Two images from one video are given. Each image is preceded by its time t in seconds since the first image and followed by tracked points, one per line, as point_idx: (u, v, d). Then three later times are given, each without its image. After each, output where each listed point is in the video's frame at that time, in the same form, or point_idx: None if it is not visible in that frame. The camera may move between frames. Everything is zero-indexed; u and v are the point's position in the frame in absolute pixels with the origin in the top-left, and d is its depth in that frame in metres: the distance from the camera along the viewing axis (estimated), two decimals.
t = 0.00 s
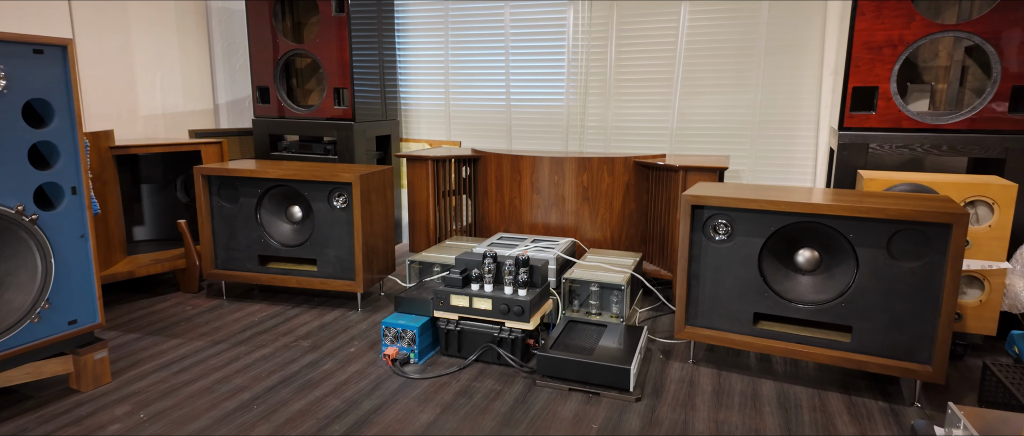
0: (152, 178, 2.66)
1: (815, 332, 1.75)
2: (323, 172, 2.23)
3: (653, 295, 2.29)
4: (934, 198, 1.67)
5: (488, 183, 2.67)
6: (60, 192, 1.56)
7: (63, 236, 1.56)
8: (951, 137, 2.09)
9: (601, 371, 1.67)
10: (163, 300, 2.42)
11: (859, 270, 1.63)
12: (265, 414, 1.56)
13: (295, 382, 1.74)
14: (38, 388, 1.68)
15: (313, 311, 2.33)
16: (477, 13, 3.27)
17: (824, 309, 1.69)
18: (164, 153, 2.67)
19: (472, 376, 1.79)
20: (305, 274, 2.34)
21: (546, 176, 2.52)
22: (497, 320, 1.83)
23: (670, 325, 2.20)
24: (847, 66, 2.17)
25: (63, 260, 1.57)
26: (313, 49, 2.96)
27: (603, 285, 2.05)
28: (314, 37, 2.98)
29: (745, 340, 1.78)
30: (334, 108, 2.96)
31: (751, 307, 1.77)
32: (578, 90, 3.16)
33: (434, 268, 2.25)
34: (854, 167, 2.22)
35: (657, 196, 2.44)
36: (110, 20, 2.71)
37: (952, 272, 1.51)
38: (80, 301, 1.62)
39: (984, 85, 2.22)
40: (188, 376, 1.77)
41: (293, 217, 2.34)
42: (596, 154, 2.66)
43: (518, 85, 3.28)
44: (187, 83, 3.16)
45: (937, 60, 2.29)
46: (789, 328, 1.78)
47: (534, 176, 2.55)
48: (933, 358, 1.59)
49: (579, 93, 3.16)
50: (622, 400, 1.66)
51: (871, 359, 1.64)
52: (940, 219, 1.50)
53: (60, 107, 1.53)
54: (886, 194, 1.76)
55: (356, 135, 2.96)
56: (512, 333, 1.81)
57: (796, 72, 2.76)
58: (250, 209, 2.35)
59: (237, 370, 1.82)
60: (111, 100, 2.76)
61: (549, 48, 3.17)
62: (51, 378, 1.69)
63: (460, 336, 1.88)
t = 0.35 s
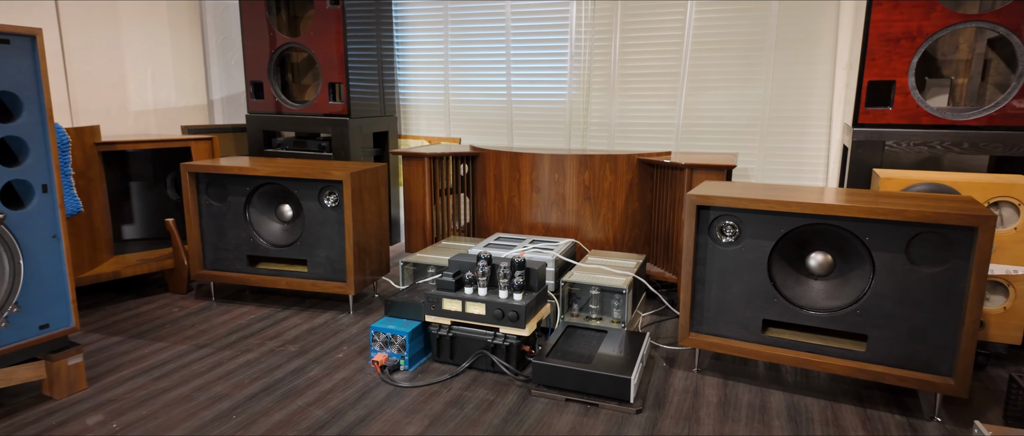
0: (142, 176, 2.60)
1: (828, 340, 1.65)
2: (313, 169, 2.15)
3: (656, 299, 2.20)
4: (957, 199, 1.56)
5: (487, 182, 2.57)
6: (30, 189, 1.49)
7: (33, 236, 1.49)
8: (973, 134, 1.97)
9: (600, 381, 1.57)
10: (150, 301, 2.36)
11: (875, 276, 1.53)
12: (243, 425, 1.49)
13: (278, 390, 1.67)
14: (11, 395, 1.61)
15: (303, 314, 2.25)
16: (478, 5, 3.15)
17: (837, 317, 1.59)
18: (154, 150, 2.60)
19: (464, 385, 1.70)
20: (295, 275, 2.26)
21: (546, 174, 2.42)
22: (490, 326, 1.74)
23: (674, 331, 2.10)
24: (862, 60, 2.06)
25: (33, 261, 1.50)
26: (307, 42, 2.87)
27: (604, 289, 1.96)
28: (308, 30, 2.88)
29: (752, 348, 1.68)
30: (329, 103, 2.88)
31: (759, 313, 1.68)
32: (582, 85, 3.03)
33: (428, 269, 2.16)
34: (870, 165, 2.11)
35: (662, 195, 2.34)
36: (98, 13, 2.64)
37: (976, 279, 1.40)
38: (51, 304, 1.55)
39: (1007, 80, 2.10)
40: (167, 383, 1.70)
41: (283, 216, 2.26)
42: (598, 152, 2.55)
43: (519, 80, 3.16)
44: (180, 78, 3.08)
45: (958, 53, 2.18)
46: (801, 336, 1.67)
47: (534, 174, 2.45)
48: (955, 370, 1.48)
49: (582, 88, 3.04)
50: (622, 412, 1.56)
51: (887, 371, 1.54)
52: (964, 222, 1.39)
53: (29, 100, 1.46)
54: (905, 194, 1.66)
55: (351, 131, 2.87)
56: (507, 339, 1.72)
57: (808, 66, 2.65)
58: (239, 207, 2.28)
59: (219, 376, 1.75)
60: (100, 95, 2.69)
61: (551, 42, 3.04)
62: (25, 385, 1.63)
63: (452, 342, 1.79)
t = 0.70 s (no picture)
0: (123, 173, 2.49)
1: (843, 349, 1.55)
2: (298, 166, 2.05)
3: (659, 302, 2.09)
4: (983, 199, 1.46)
5: (483, 179, 2.46)
6: None
7: None
8: (997, 130, 1.86)
9: (600, 394, 1.48)
10: (131, 304, 2.26)
11: (896, 282, 1.42)
12: None
13: (257, 402, 1.57)
14: None
15: (289, 318, 2.15)
16: None
17: (853, 326, 1.48)
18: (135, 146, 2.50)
19: (456, 397, 1.60)
20: (281, 278, 2.16)
21: (544, 171, 2.32)
22: (484, 335, 1.63)
23: (677, 336, 2.00)
24: (878, 51, 1.94)
25: None
26: (296, 33, 2.75)
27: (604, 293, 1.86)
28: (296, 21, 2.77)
29: (762, 358, 1.58)
30: (318, 97, 2.76)
31: (769, 321, 1.57)
32: (582, 78, 2.92)
33: (420, 272, 2.06)
34: (885, 163, 2.00)
35: (665, 194, 2.23)
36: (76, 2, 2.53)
37: (1007, 288, 1.29)
38: (12, 311, 1.45)
39: None
40: (140, 394, 1.60)
41: (268, 215, 2.15)
42: (599, 148, 2.44)
43: (517, 74, 3.04)
44: (164, 71, 2.97)
45: (976, 45, 2.05)
46: (814, 346, 1.57)
47: (531, 171, 2.34)
48: (981, 385, 1.37)
49: (583, 81, 2.92)
50: (623, 428, 1.47)
51: (907, 384, 1.44)
52: (994, 225, 1.28)
53: None
54: (927, 194, 1.55)
55: (342, 126, 2.76)
56: (501, 348, 1.62)
57: (819, 58, 2.53)
58: (222, 206, 2.17)
59: (196, 387, 1.65)
60: (79, 88, 2.59)
61: (550, 33, 2.92)
62: None
63: (443, 351, 1.69)
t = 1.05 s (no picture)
0: (95, 169, 2.38)
1: (849, 356, 1.46)
2: (275, 162, 1.94)
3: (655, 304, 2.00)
4: (998, 196, 1.37)
5: (471, 175, 2.36)
6: None
7: None
8: (1008, 123, 1.77)
9: (592, 405, 1.39)
10: (102, 306, 2.16)
11: (906, 286, 1.33)
12: None
13: (227, 414, 1.48)
14: None
15: (267, 321, 2.05)
16: None
17: (860, 331, 1.39)
18: (107, 140, 2.39)
19: (439, 407, 1.51)
20: (259, 279, 2.06)
21: (535, 167, 2.22)
22: (469, 341, 1.54)
23: (673, 340, 1.91)
24: (885, 41, 1.85)
25: None
26: (276, 23, 2.64)
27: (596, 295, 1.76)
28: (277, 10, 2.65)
29: (763, 365, 1.49)
30: (300, 89, 2.66)
31: (770, 326, 1.48)
32: (575, 70, 2.81)
33: (404, 273, 1.96)
34: (890, 158, 1.91)
35: (661, 190, 2.13)
36: None
37: None
38: None
39: None
40: (102, 406, 1.51)
41: (245, 214, 2.05)
42: (592, 142, 2.34)
43: (508, 65, 2.93)
44: (140, 63, 2.86)
45: (987, 34, 1.96)
46: (817, 352, 1.48)
47: (522, 167, 2.24)
48: (996, 395, 1.29)
49: (576, 73, 2.81)
50: None
51: (917, 394, 1.35)
52: (1013, 226, 1.19)
53: None
54: (938, 191, 1.46)
55: (325, 120, 2.66)
56: (487, 356, 1.52)
57: (820, 49, 2.44)
58: (197, 204, 2.07)
59: (163, 398, 1.55)
60: (49, 81, 2.47)
61: (542, 23, 2.81)
62: None
63: (426, 358, 1.60)
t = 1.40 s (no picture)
0: (48, 162, 2.24)
1: (847, 359, 1.37)
2: (236, 154, 1.82)
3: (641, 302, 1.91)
4: (1005, 187, 1.28)
5: (449, 168, 2.25)
6: None
7: None
8: (1010, 111, 1.69)
9: (572, 415, 1.29)
10: (54, 309, 2.02)
11: (907, 284, 1.24)
12: None
13: (177, 428, 1.36)
14: None
15: (231, 324, 1.93)
16: None
17: (858, 333, 1.30)
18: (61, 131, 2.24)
19: (408, 418, 1.40)
20: (222, 279, 1.94)
21: (515, 159, 2.11)
22: (441, 346, 1.43)
23: (660, 340, 1.82)
24: (881, 24, 1.75)
25: None
26: (242, 7, 2.49)
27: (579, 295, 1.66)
28: None
29: (754, 369, 1.39)
30: (268, 78, 2.52)
31: (762, 328, 1.39)
32: (558, 58, 2.70)
33: (375, 272, 1.85)
34: (886, 148, 1.82)
35: (647, 183, 2.03)
36: None
37: None
38: None
39: None
40: (41, 420, 1.39)
41: (205, 209, 1.92)
42: (576, 133, 2.23)
43: (489, 53, 2.80)
44: (100, 50, 2.71)
45: (986, 18, 1.88)
46: (812, 355, 1.39)
47: (501, 159, 2.13)
48: (1004, 402, 1.20)
49: (559, 62, 2.70)
50: None
51: (920, 400, 1.26)
52: None
53: None
54: (940, 182, 1.37)
55: (296, 110, 2.52)
56: (460, 362, 1.41)
57: (812, 35, 2.34)
58: (153, 199, 1.94)
59: (109, 410, 1.43)
60: None
61: (524, 9, 2.69)
62: None
63: (395, 364, 1.49)
